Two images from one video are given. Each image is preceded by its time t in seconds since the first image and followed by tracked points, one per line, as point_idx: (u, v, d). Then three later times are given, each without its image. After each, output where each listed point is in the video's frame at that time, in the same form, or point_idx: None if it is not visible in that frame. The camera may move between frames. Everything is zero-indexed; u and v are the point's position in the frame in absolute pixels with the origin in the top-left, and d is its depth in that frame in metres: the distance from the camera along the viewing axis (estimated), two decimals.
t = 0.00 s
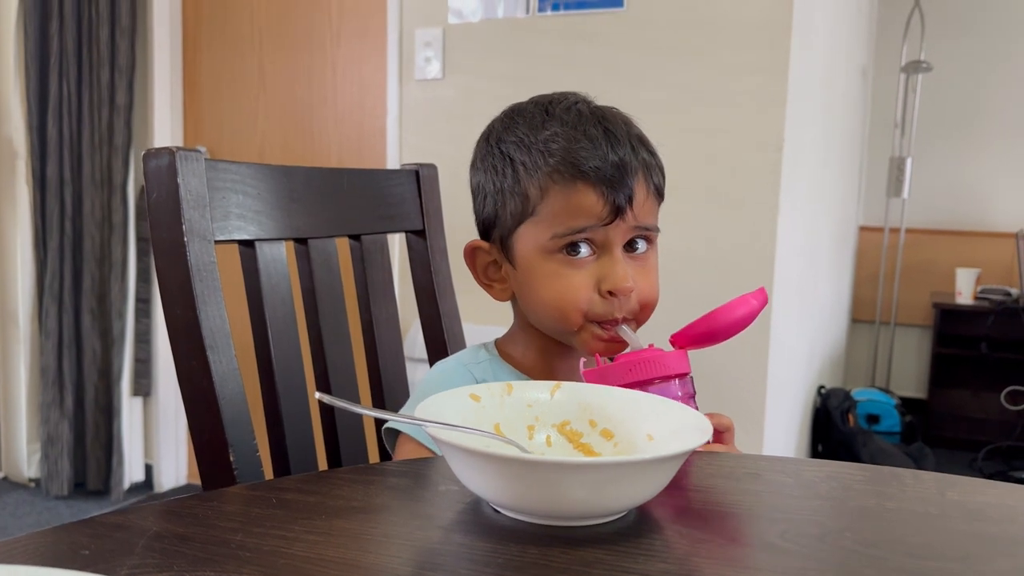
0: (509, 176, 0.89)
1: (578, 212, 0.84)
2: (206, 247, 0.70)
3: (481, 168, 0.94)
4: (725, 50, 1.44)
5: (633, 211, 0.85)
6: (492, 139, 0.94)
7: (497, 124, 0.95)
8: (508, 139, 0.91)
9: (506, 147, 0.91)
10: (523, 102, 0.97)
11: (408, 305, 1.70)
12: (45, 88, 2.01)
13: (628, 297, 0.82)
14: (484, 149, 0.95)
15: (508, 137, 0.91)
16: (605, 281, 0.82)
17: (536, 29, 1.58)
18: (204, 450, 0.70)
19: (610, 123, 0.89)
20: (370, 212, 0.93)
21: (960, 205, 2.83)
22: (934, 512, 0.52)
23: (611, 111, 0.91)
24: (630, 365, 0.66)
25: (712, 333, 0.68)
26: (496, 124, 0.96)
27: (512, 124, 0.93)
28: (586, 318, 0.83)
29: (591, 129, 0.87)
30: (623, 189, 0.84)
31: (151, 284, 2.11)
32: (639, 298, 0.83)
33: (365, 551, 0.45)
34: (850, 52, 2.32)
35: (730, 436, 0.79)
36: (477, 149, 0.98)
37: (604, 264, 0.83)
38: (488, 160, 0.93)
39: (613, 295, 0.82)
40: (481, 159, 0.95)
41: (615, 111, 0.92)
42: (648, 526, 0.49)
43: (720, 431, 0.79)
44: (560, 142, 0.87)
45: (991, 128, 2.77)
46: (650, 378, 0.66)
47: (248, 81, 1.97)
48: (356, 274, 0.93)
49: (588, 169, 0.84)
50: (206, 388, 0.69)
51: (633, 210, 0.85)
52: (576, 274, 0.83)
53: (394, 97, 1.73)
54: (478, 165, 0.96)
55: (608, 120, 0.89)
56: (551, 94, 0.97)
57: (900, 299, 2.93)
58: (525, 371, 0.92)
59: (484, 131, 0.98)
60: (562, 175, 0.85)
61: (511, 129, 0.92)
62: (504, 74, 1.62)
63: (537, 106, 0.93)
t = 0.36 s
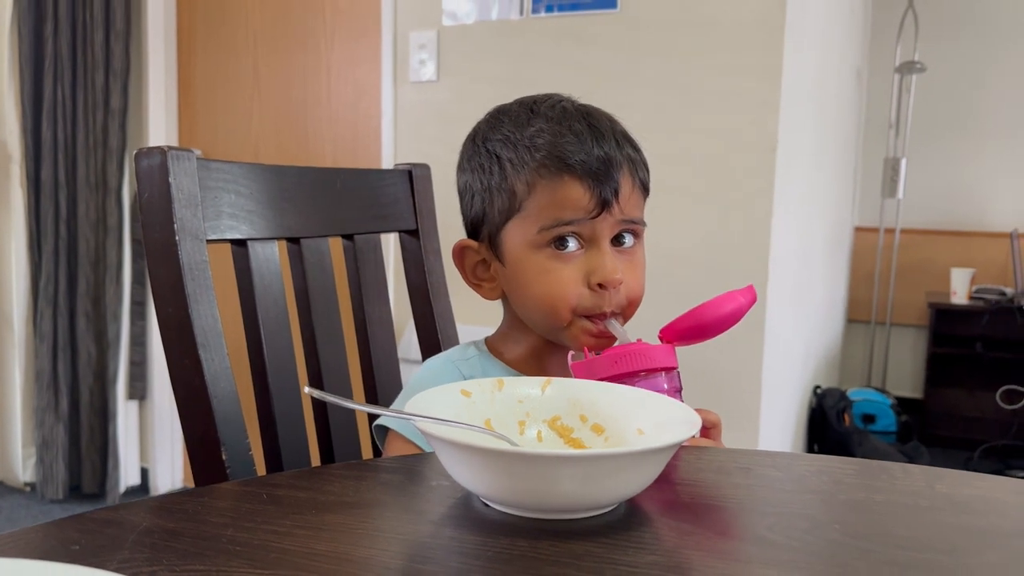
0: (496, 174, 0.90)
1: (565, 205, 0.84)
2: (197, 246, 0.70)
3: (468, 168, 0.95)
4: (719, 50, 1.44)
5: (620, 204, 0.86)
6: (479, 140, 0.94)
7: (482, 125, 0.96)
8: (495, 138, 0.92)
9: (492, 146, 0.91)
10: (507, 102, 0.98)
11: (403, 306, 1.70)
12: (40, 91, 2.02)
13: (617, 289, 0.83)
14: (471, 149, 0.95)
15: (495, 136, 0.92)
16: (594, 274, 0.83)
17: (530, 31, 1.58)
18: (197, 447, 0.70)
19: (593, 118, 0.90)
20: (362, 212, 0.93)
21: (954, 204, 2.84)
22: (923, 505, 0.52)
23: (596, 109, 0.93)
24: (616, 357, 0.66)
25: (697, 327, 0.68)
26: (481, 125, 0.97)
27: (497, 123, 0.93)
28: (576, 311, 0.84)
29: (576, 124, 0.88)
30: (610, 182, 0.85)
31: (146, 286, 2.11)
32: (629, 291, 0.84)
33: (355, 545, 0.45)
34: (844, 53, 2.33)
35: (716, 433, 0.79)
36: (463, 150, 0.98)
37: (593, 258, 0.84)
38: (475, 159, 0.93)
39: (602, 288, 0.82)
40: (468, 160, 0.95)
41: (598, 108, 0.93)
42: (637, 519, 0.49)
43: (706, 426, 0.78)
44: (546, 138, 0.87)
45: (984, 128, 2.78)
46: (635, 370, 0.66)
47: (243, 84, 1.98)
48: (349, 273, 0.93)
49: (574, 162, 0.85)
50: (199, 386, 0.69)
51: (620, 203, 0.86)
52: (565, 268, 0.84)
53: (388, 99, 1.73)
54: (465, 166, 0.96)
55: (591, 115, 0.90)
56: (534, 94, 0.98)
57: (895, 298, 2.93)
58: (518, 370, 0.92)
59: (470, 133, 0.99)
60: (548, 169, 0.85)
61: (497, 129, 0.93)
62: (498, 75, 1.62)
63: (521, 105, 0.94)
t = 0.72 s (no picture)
0: (494, 165, 0.90)
1: (565, 195, 0.84)
2: (190, 242, 0.70)
3: (466, 160, 0.94)
4: (714, 47, 1.44)
5: (619, 194, 0.86)
6: (476, 132, 0.94)
7: (480, 118, 0.96)
8: (492, 130, 0.92)
9: (490, 138, 0.91)
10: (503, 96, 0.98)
11: (400, 305, 1.69)
12: (34, 92, 2.01)
13: (617, 280, 0.83)
14: (468, 142, 0.95)
15: (492, 128, 0.92)
16: (595, 264, 0.83)
17: (525, 28, 1.58)
18: (191, 446, 0.70)
19: (592, 109, 0.90)
20: (357, 208, 0.93)
21: (951, 200, 2.84)
22: (922, 496, 0.52)
23: (593, 101, 0.93)
24: (616, 349, 0.66)
25: (698, 320, 0.68)
26: (478, 119, 0.96)
27: (495, 116, 0.93)
28: (577, 301, 0.84)
29: (575, 114, 0.89)
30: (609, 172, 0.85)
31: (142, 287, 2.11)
32: (629, 281, 0.84)
33: (349, 539, 0.45)
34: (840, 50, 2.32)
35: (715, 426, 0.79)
36: (459, 145, 0.98)
37: (593, 248, 0.83)
38: (472, 152, 0.93)
39: (602, 278, 0.82)
40: (464, 153, 0.95)
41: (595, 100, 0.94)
42: (634, 512, 0.49)
43: (705, 420, 0.78)
44: (546, 128, 0.87)
45: (981, 123, 2.78)
46: (635, 363, 0.65)
47: (238, 83, 1.97)
48: (344, 270, 0.93)
49: (574, 151, 0.85)
50: (192, 383, 0.68)
51: (620, 193, 0.86)
52: (566, 258, 0.84)
53: (384, 97, 1.72)
54: (462, 159, 0.96)
55: (590, 107, 0.91)
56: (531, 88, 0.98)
57: (893, 295, 2.93)
58: (517, 365, 0.92)
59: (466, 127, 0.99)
60: (548, 159, 0.86)
61: (494, 121, 0.93)
62: (493, 73, 1.62)
63: (518, 98, 0.94)
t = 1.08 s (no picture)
0: (490, 152, 0.90)
1: (561, 178, 0.85)
2: (183, 235, 0.70)
3: (461, 149, 0.95)
4: (709, 39, 1.44)
5: (615, 176, 0.86)
6: (471, 121, 0.94)
7: (474, 107, 0.96)
8: (488, 117, 0.92)
9: (485, 125, 0.92)
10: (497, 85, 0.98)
11: (396, 300, 1.70)
12: (29, 89, 2.01)
13: (615, 262, 0.83)
14: (463, 131, 0.95)
15: (487, 115, 0.92)
16: (593, 246, 0.83)
17: (519, 22, 1.58)
18: (187, 437, 0.70)
19: (585, 94, 0.91)
20: (350, 200, 0.93)
21: (947, 193, 2.84)
22: (915, 479, 0.52)
23: (587, 87, 0.93)
24: (612, 331, 0.66)
25: (696, 304, 0.68)
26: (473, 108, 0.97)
27: (489, 104, 0.94)
28: (576, 284, 0.84)
29: (569, 99, 0.89)
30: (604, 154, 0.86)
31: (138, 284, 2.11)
32: (627, 263, 0.84)
33: (342, 525, 0.45)
34: (835, 43, 2.33)
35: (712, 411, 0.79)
36: (454, 135, 0.98)
37: (591, 230, 0.84)
38: (468, 140, 0.93)
39: (600, 260, 0.83)
40: (460, 142, 0.96)
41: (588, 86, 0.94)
42: (626, 496, 0.49)
43: (701, 403, 0.79)
44: (541, 113, 0.88)
45: (976, 116, 2.79)
46: (632, 345, 0.66)
47: (232, 79, 1.97)
48: (338, 263, 0.93)
49: (569, 134, 0.86)
50: (187, 375, 0.68)
51: (615, 176, 0.86)
52: (564, 241, 0.84)
53: (379, 93, 1.72)
54: (457, 148, 0.96)
55: (584, 92, 0.91)
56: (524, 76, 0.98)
57: (890, 288, 2.93)
58: (516, 351, 0.92)
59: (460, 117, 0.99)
60: (544, 142, 0.86)
61: (489, 108, 0.93)
62: (488, 67, 1.62)
63: (512, 86, 0.94)
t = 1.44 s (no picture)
0: (487, 141, 0.89)
1: (559, 168, 0.84)
2: (179, 227, 0.69)
3: (459, 139, 0.94)
4: (707, 30, 1.43)
5: (613, 167, 0.86)
6: (468, 110, 0.94)
7: (471, 96, 0.96)
8: (485, 107, 0.91)
9: (482, 115, 0.91)
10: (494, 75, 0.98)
11: (395, 295, 1.69)
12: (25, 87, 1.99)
13: (613, 253, 0.83)
14: (460, 121, 0.95)
15: (485, 105, 0.92)
16: (591, 237, 0.83)
17: (517, 15, 1.57)
18: (184, 430, 0.70)
19: (583, 84, 0.90)
20: (348, 192, 0.92)
21: (947, 185, 2.84)
22: (916, 465, 0.52)
23: (585, 77, 0.93)
24: (617, 319, 0.66)
25: (700, 292, 0.68)
26: (470, 97, 0.96)
27: (487, 93, 0.93)
28: (573, 275, 0.84)
29: (567, 89, 0.89)
30: (602, 144, 0.85)
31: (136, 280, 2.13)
32: (624, 254, 0.84)
33: (340, 514, 0.44)
34: (834, 35, 2.31)
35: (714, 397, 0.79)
36: (451, 124, 0.98)
37: (589, 221, 0.83)
38: (465, 130, 0.93)
39: (598, 251, 0.83)
40: (457, 131, 0.95)
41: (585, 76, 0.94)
42: (627, 484, 0.49)
43: (705, 391, 0.78)
44: (539, 102, 0.87)
45: (974, 108, 2.78)
46: (636, 333, 0.65)
47: (229, 75, 1.97)
48: (337, 255, 0.93)
49: (567, 124, 0.85)
50: (185, 368, 0.68)
51: (613, 166, 0.86)
52: (561, 232, 0.84)
53: (377, 87, 1.72)
54: (454, 138, 0.95)
55: (581, 82, 0.90)
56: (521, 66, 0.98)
57: (890, 281, 2.93)
58: (512, 342, 0.92)
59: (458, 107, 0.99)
60: (542, 133, 0.85)
61: (486, 98, 0.92)
62: (486, 60, 1.61)
63: (509, 75, 0.94)
